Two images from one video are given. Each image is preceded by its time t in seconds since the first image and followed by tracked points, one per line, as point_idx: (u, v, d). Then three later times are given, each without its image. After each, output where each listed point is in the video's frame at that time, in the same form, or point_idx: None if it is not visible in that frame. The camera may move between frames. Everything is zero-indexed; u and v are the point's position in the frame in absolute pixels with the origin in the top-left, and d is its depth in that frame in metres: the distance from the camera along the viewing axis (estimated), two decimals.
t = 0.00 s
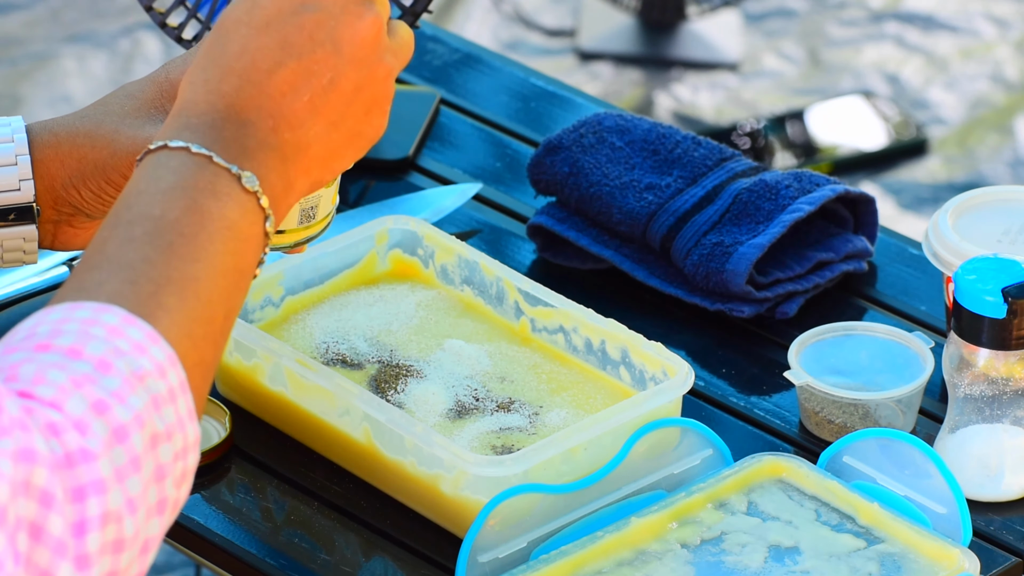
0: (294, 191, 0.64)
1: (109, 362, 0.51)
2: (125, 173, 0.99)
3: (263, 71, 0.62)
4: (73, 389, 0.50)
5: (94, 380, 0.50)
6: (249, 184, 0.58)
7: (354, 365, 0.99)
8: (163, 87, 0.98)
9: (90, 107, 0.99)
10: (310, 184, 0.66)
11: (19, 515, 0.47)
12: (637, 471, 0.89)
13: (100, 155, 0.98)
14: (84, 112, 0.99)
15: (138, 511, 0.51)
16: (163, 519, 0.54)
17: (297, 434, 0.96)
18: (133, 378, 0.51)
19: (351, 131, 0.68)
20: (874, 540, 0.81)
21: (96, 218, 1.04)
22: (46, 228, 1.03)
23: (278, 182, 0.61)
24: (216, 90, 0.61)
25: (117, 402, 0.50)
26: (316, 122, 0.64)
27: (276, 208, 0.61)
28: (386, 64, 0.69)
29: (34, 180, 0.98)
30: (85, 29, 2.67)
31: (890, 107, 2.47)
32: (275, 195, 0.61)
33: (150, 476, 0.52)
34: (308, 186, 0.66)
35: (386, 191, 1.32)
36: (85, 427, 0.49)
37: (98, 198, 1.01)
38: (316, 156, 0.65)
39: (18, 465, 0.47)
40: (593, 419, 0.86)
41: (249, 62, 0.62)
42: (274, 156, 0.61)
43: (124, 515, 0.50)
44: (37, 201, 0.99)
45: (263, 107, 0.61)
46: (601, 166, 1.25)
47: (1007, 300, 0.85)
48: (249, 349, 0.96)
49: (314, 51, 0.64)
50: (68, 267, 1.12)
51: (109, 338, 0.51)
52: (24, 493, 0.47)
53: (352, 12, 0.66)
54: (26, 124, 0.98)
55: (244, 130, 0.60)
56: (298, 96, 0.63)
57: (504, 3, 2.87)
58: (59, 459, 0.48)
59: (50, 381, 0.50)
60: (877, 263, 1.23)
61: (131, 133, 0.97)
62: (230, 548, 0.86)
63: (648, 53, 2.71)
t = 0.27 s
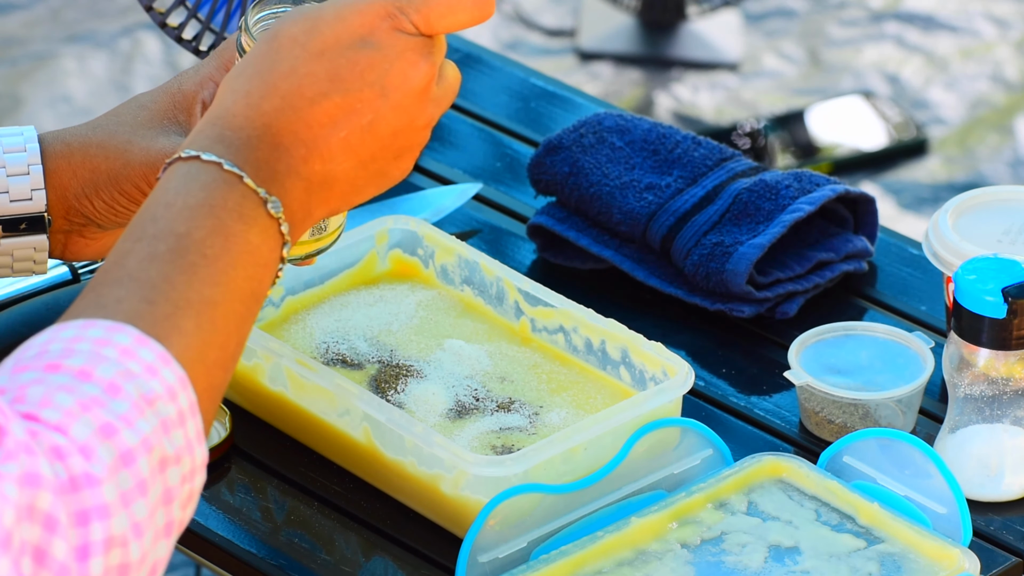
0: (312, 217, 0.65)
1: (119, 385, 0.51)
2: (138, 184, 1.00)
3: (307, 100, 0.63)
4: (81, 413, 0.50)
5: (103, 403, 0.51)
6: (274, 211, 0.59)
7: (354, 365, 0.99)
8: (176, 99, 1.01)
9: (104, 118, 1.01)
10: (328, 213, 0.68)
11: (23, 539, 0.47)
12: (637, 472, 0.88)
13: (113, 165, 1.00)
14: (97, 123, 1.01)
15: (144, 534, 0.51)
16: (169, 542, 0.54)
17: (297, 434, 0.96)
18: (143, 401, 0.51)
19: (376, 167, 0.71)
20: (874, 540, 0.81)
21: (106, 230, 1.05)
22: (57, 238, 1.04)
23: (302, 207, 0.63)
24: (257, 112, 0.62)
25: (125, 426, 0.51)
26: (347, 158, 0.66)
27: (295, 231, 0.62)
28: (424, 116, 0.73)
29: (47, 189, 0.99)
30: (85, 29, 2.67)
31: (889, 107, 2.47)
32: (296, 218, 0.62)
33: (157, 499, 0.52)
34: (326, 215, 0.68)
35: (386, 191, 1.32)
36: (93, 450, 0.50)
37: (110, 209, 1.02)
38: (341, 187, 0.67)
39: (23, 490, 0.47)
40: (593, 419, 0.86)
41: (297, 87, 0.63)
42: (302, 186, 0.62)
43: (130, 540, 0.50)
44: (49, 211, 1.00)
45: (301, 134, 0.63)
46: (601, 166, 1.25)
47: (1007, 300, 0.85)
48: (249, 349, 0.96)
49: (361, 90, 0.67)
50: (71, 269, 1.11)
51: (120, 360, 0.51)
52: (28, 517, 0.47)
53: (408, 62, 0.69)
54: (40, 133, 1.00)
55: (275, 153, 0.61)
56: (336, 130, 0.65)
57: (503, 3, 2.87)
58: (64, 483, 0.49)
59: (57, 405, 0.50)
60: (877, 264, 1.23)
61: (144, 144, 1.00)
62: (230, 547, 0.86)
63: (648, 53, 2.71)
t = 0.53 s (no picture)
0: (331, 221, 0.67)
1: (131, 399, 0.52)
2: (152, 197, 1.02)
3: (330, 106, 0.65)
4: (93, 426, 0.51)
5: (115, 417, 0.51)
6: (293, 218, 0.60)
7: (354, 365, 0.99)
8: (189, 112, 1.04)
9: (116, 132, 1.03)
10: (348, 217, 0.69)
11: (29, 553, 0.48)
12: (637, 472, 0.88)
13: (128, 177, 1.01)
14: (110, 137, 1.03)
15: (152, 548, 0.52)
16: (178, 555, 0.55)
17: (297, 434, 0.96)
18: (155, 415, 0.52)
19: (398, 172, 0.73)
20: (874, 540, 0.81)
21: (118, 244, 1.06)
22: (70, 250, 1.04)
23: (321, 212, 0.64)
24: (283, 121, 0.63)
25: (136, 440, 0.52)
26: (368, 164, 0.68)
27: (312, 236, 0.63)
28: (448, 125, 0.74)
29: (61, 202, 1.00)
30: (85, 29, 2.67)
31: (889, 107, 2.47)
32: (315, 223, 0.64)
33: (166, 514, 0.53)
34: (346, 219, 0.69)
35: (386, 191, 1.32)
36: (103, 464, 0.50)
37: (125, 221, 1.03)
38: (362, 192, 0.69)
39: (29, 504, 0.48)
40: (593, 419, 0.86)
41: (320, 94, 0.65)
42: (321, 192, 0.64)
43: (137, 555, 0.51)
44: (64, 223, 1.01)
45: (323, 140, 0.64)
46: (601, 166, 1.25)
47: (1007, 300, 0.85)
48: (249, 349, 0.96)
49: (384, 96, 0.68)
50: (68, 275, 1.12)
51: (133, 373, 0.52)
52: (35, 531, 0.48)
53: (433, 71, 0.71)
54: (54, 146, 1.01)
55: (295, 159, 0.63)
56: (357, 137, 0.66)
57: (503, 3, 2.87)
58: (71, 497, 0.50)
59: (68, 418, 0.51)
60: (878, 263, 1.23)
61: (159, 156, 1.02)
62: (230, 548, 0.86)
63: (648, 54, 2.71)
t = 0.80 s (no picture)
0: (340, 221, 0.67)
1: (136, 407, 0.52)
2: (161, 203, 1.03)
3: (346, 109, 0.65)
4: (97, 434, 0.51)
5: (119, 426, 0.52)
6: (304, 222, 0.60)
7: (354, 365, 0.99)
8: (197, 119, 1.05)
9: (122, 138, 1.03)
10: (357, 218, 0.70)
11: (31, 564, 0.48)
12: (637, 472, 0.88)
13: (137, 184, 1.02)
14: (117, 144, 1.03)
15: (155, 557, 0.53)
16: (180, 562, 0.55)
17: (297, 434, 0.96)
18: (160, 423, 0.52)
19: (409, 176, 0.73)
20: (874, 540, 0.81)
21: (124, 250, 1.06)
22: (76, 256, 1.04)
23: (331, 215, 0.64)
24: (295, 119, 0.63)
25: (140, 449, 0.52)
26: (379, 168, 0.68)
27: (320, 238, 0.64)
28: (459, 131, 0.75)
29: (70, 207, 1.00)
30: (85, 29, 2.67)
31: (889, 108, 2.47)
32: (325, 226, 0.64)
33: (168, 523, 0.53)
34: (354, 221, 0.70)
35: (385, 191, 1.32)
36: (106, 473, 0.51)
37: (133, 227, 1.03)
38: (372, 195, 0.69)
39: (31, 515, 0.48)
40: (593, 419, 0.86)
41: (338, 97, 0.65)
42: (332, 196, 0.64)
43: (139, 564, 0.52)
44: (71, 228, 1.01)
45: (336, 144, 0.64)
46: (601, 166, 1.25)
47: (1007, 300, 0.85)
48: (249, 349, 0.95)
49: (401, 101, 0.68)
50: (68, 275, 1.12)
51: (138, 380, 0.52)
52: (36, 542, 0.49)
53: (450, 79, 0.71)
54: (63, 152, 1.01)
55: (309, 162, 0.63)
56: (370, 142, 0.67)
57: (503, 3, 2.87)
58: (73, 507, 0.50)
59: (72, 428, 0.51)
60: (877, 263, 1.23)
61: (168, 163, 1.03)
62: (230, 548, 0.86)
63: (648, 54, 2.71)
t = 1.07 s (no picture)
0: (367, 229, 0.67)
1: (145, 416, 0.51)
2: (167, 195, 1.02)
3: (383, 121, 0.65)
4: (103, 442, 0.50)
5: (127, 434, 0.51)
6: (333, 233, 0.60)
7: (354, 365, 0.99)
8: (200, 113, 1.05)
9: (128, 133, 1.03)
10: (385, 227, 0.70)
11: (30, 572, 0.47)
12: (637, 472, 0.88)
13: (143, 176, 1.02)
14: (122, 139, 1.03)
15: (158, 567, 0.52)
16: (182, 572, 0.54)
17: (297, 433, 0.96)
18: (169, 432, 0.51)
19: (439, 189, 0.73)
20: (874, 540, 0.81)
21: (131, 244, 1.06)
22: (82, 251, 1.04)
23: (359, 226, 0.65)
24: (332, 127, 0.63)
25: (147, 458, 0.51)
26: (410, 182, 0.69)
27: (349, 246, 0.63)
28: (493, 150, 0.75)
29: (75, 201, 1.00)
30: (86, 29, 2.67)
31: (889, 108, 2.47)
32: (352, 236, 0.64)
33: (172, 532, 0.52)
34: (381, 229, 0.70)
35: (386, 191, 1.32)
36: (112, 481, 0.49)
37: (139, 219, 1.03)
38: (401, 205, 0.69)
39: (31, 522, 0.47)
40: (594, 419, 0.86)
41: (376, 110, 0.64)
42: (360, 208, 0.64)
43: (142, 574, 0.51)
44: (77, 223, 1.01)
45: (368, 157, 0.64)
46: (601, 166, 1.25)
47: (1007, 300, 0.85)
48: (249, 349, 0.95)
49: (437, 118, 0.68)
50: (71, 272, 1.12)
51: (149, 388, 0.52)
52: (37, 549, 0.47)
53: (491, 100, 0.71)
54: (67, 148, 1.01)
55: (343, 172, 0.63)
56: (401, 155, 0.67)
57: (504, 3, 2.87)
58: (75, 514, 0.49)
59: (77, 434, 0.50)
60: (877, 263, 1.23)
61: (174, 155, 1.02)
62: (230, 548, 0.86)
63: (648, 54, 2.71)
